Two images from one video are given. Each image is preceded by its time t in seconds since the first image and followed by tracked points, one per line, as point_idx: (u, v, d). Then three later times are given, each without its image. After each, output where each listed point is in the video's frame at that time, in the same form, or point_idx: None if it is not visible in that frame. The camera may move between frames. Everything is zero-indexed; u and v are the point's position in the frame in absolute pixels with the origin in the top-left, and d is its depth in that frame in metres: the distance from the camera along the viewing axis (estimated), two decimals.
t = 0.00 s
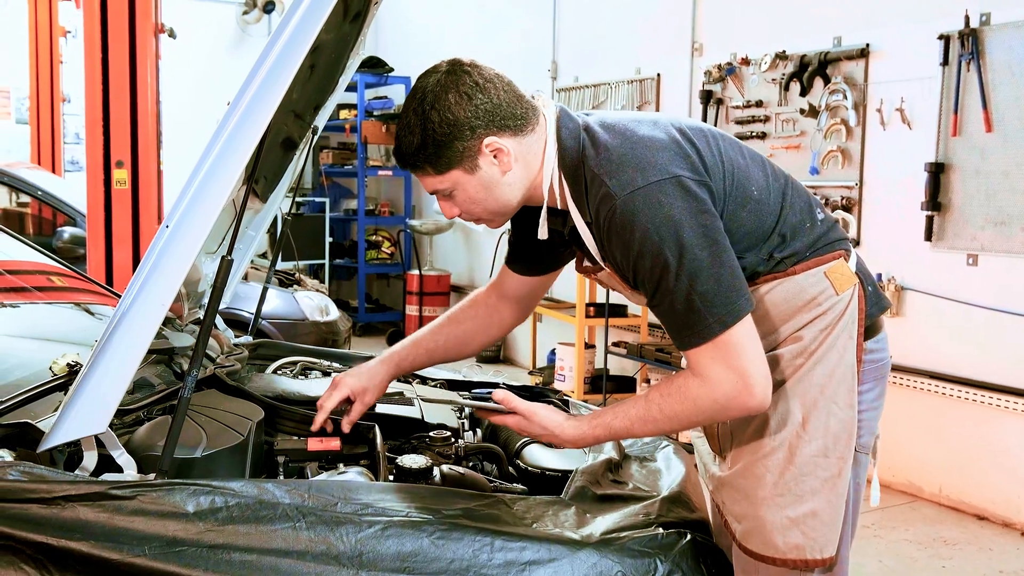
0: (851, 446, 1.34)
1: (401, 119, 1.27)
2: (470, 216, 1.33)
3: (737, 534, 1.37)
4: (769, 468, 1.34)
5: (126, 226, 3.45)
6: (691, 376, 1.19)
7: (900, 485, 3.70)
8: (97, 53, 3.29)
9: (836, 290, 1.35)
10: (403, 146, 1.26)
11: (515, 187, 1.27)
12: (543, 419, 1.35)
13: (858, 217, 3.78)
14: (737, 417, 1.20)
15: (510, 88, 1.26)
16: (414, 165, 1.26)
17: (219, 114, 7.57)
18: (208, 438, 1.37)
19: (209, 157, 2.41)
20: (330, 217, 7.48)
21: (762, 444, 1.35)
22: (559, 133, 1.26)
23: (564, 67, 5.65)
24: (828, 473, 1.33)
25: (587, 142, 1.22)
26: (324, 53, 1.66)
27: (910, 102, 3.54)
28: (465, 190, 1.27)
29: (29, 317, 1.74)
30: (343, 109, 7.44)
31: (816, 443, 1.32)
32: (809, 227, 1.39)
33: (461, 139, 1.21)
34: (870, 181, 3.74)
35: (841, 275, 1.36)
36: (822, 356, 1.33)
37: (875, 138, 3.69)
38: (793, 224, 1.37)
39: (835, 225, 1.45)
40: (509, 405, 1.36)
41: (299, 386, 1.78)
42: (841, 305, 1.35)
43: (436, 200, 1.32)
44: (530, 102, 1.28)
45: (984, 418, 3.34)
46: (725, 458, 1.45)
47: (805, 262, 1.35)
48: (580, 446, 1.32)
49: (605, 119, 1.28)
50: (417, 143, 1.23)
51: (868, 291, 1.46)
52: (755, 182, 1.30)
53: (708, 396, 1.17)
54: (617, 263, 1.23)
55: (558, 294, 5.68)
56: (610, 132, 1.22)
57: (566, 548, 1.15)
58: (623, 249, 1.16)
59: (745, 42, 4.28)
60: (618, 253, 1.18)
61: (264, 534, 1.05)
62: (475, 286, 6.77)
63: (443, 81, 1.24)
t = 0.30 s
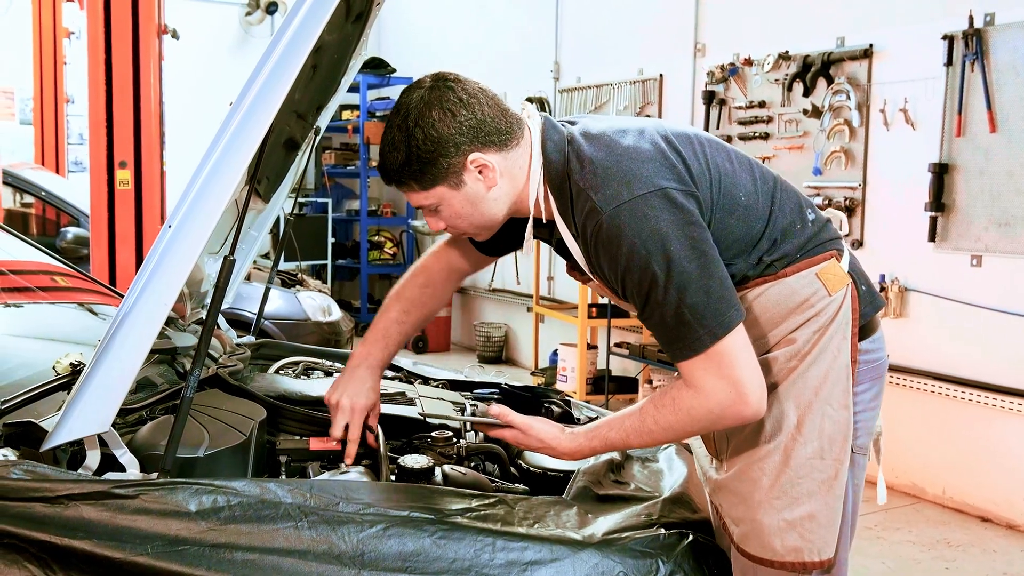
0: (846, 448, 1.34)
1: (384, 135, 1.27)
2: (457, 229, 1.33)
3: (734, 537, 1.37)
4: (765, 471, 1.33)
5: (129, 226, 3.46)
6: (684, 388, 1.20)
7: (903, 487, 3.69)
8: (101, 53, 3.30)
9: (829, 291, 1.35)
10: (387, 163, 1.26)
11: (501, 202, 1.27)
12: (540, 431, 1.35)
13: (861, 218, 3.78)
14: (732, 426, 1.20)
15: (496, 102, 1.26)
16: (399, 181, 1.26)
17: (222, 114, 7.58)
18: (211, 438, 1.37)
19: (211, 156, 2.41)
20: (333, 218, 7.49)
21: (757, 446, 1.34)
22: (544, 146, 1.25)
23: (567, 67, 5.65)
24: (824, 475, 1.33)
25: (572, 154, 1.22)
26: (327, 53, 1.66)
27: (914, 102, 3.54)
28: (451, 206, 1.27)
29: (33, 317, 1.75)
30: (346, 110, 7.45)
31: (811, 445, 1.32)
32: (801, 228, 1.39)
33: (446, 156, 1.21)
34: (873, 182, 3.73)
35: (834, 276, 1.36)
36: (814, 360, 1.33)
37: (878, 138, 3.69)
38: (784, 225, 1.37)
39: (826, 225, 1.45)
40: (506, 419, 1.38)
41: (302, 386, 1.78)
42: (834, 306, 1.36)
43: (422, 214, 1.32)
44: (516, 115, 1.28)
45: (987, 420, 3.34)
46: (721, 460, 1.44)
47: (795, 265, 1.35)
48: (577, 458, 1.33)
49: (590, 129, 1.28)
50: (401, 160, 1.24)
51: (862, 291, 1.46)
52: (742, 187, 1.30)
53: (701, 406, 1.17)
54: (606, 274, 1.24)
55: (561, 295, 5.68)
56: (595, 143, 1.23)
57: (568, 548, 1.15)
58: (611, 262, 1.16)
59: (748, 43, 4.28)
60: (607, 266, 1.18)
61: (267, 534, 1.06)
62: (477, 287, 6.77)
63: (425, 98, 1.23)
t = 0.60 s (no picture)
0: (847, 446, 1.34)
1: (381, 147, 1.27)
2: (455, 239, 1.34)
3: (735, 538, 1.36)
4: (766, 471, 1.33)
5: (134, 226, 3.46)
6: (687, 395, 1.20)
7: (907, 488, 3.69)
8: (105, 53, 3.31)
9: (826, 290, 1.35)
10: (385, 176, 1.27)
11: (499, 212, 1.28)
12: (542, 432, 1.36)
13: (867, 218, 3.77)
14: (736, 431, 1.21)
15: (491, 112, 1.26)
16: (397, 194, 1.27)
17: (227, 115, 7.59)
18: (214, 437, 1.37)
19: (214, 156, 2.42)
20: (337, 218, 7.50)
21: (757, 446, 1.34)
22: (541, 154, 1.25)
23: (571, 68, 5.65)
24: (825, 473, 1.33)
25: (571, 161, 1.22)
26: (331, 54, 1.67)
27: (919, 103, 3.53)
28: (449, 218, 1.28)
29: (38, 317, 1.75)
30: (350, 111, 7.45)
31: (812, 444, 1.32)
32: (798, 227, 1.39)
33: (444, 169, 1.22)
34: (878, 182, 3.72)
35: (830, 275, 1.36)
36: (812, 359, 1.33)
37: (884, 139, 3.68)
38: (781, 226, 1.37)
39: (822, 223, 1.45)
40: (507, 420, 1.38)
41: (305, 386, 1.79)
42: (831, 305, 1.36)
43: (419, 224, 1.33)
44: (512, 123, 1.28)
45: (992, 421, 3.33)
46: (720, 463, 1.43)
47: (793, 266, 1.35)
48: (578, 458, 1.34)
49: (586, 134, 1.28)
50: (399, 173, 1.24)
51: (858, 289, 1.45)
52: (740, 191, 1.31)
53: (705, 413, 1.18)
54: (607, 281, 1.24)
55: (565, 296, 5.68)
56: (594, 150, 1.22)
57: (570, 548, 1.15)
58: (614, 271, 1.16)
59: (752, 43, 4.27)
60: (610, 274, 1.18)
61: (270, 533, 1.06)
62: (481, 287, 6.78)
63: (422, 110, 1.24)
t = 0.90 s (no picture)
0: (858, 446, 1.33)
1: (390, 159, 1.26)
2: (465, 249, 1.33)
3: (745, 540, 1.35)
4: (778, 472, 1.32)
5: (145, 226, 3.48)
6: (703, 401, 1.19)
7: (919, 490, 3.66)
8: (118, 54, 3.33)
9: (835, 291, 1.34)
10: (395, 189, 1.26)
11: (511, 222, 1.27)
12: (555, 435, 1.33)
13: (880, 220, 3.74)
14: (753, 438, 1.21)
15: (501, 120, 1.26)
16: (408, 206, 1.26)
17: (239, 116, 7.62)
18: (224, 437, 1.38)
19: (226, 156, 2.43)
20: (349, 219, 7.52)
21: (768, 447, 1.33)
22: (553, 160, 1.25)
23: (583, 69, 5.64)
24: (837, 474, 1.32)
25: (584, 169, 1.22)
26: (342, 54, 1.68)
27: (932, 104, 3.50)
28: (461, 228, 1.27)
29: (51, 317, 1.75)
30: (362, 112, 7.47)
31: (824, 444, 1.31)
32: (808, 229, 1.38)
33: (456, 181, 1.21)
34: (890, 184, 3.69)
35: (839, 276, 1.35)
36: (825, 361, 1.32)
37: (896, 141, 3.65)
38: (791, 227, 1.36)
39: (831, 225, 1.44)
40: (521, 421, 1.34)
41: (315, 386, 1.79)
42: (840, 307, 1.34)
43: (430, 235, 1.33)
44: (522, 131, 1.28)
45: (1005, 424, 3.30)
46: (730, 465, 1.43)
47: (802, 268, 1.34)
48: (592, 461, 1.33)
49: (596, 140, 1.28)
50: (410, 186, 1.23)
51: (866, 289, 1.45)
52: (751, 194, 1.30)
53: (721, 420, 1.18)
54: (621, 289, 1.23)
55: (577, 297, 5.67)
56: (606, 158, 1.22)
57: (579, 550, 1.15)
58: (630, 280, 1.15)
59: (765, 45, 4.25)
60: (625, 283, 1.17)
61: (279, 533, 1.06)
62: (492, 288, 6.78)
63: (432, 121, 1.22)
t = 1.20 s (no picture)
0: (865, 448, 1.33)
1: (402, 157, 1.26)
2: (478, 246, 1.33)
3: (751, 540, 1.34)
4: (783, 472, 1.32)
5: (152, 227, 3.50)
6: (711, 400, 1.19)
7: (926, 491, 3.64)
8: (125, 55, 3.34)
9: (844, 292, 1.34)
10: (407, 186, 1.26)
11: (523, 218, 1.27)
12: (564, 432, 1.34)
13: (887, 221, 3.72)
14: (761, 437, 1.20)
15: (512, 116, 1.26)
16: (420, 203, 1.26)
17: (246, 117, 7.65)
18: (229, 437, 1.38)
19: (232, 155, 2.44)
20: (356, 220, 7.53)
21: (775, 447, 1.33)
22: (564, 157, 1.25)
23: (591, 70, 5.63)
24: (843, 475, 1.32)
25: (595, 166, 1.21)
26: (348, 54, 1.68)
27: (939, 105, 3.49)
28: (473, 225, 1.27)
29: (57, 317, 1.75)
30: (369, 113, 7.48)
31: (831, 446, 1.31)
32: (819, 229, 1.38)
33: (468, 177, 1.21)
34: (897, 185, 3.67)
35: (849, 277, 1.34)
36: (834, 361, 1.31)
37: (903, 142, 3.64)
38: (801, 227, 1.35)
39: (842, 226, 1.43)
40: (529, 419, 1.35)
41: (321, 387, 1.79)
42: (849, 309, 1.34)
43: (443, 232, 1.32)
44: (533, 127, 1.28)
45: (1013, 425, 3.28)
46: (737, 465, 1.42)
47: (812, 269, 1.34)
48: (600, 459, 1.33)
49: (607, 138, 1.27)
50: (421, 183, 1.23)
51: (876, 291, 1.44)
52: (762, 195, 1.29)
53: (728, 419, 1.17)
54: (631, 287, 1.23)
55: (584, 298, 5.66)
56: (617, 156, 1.21)
57: (584, 550, 1.14)
58: (639, 277, 1.15)
59: (773, 45, 4.24)
60: (635, 281, 1.17)
61: (284, 533, 1.06)
62: (499, 289, 6.78)
63: (442, 119, 1.23)
